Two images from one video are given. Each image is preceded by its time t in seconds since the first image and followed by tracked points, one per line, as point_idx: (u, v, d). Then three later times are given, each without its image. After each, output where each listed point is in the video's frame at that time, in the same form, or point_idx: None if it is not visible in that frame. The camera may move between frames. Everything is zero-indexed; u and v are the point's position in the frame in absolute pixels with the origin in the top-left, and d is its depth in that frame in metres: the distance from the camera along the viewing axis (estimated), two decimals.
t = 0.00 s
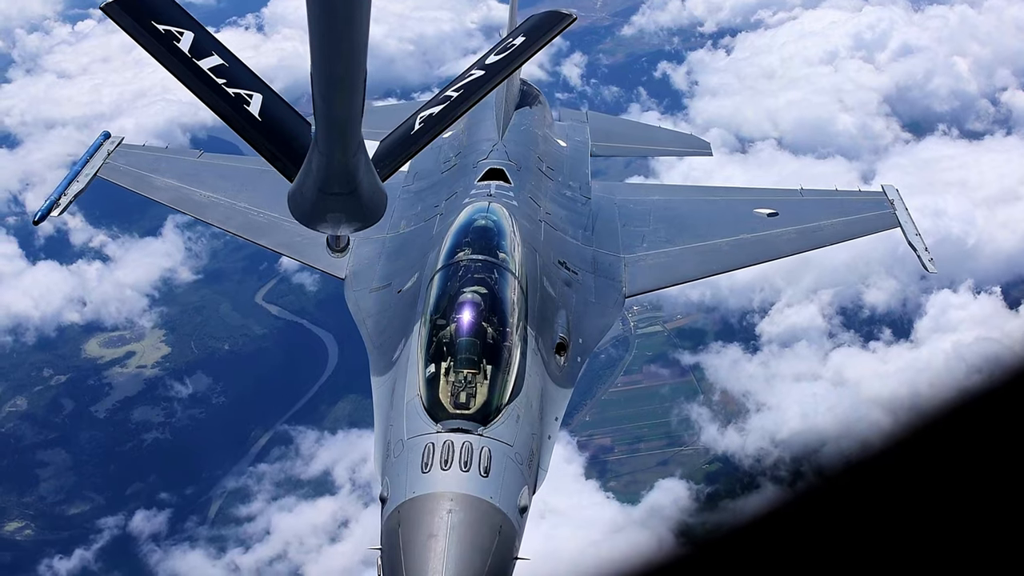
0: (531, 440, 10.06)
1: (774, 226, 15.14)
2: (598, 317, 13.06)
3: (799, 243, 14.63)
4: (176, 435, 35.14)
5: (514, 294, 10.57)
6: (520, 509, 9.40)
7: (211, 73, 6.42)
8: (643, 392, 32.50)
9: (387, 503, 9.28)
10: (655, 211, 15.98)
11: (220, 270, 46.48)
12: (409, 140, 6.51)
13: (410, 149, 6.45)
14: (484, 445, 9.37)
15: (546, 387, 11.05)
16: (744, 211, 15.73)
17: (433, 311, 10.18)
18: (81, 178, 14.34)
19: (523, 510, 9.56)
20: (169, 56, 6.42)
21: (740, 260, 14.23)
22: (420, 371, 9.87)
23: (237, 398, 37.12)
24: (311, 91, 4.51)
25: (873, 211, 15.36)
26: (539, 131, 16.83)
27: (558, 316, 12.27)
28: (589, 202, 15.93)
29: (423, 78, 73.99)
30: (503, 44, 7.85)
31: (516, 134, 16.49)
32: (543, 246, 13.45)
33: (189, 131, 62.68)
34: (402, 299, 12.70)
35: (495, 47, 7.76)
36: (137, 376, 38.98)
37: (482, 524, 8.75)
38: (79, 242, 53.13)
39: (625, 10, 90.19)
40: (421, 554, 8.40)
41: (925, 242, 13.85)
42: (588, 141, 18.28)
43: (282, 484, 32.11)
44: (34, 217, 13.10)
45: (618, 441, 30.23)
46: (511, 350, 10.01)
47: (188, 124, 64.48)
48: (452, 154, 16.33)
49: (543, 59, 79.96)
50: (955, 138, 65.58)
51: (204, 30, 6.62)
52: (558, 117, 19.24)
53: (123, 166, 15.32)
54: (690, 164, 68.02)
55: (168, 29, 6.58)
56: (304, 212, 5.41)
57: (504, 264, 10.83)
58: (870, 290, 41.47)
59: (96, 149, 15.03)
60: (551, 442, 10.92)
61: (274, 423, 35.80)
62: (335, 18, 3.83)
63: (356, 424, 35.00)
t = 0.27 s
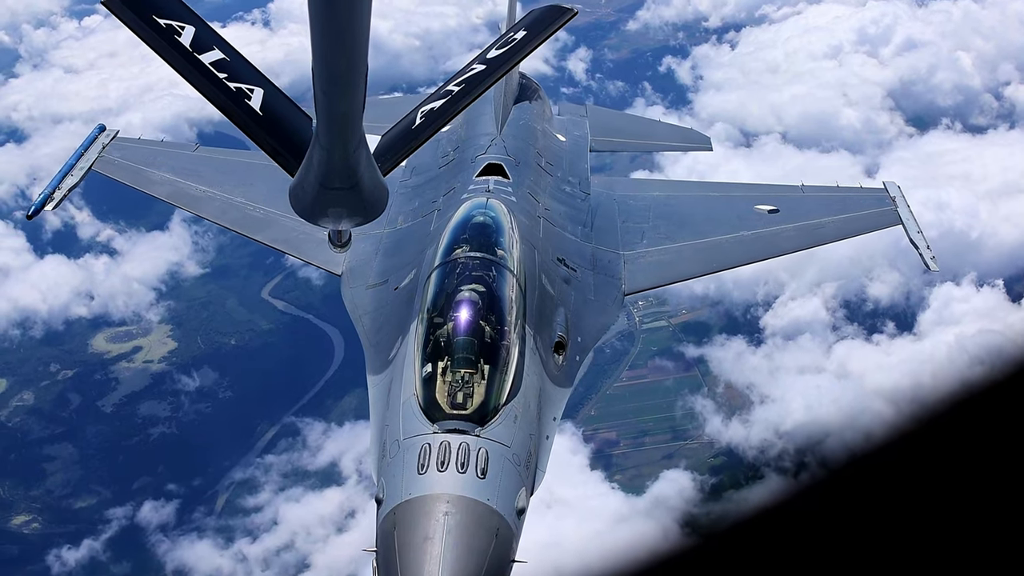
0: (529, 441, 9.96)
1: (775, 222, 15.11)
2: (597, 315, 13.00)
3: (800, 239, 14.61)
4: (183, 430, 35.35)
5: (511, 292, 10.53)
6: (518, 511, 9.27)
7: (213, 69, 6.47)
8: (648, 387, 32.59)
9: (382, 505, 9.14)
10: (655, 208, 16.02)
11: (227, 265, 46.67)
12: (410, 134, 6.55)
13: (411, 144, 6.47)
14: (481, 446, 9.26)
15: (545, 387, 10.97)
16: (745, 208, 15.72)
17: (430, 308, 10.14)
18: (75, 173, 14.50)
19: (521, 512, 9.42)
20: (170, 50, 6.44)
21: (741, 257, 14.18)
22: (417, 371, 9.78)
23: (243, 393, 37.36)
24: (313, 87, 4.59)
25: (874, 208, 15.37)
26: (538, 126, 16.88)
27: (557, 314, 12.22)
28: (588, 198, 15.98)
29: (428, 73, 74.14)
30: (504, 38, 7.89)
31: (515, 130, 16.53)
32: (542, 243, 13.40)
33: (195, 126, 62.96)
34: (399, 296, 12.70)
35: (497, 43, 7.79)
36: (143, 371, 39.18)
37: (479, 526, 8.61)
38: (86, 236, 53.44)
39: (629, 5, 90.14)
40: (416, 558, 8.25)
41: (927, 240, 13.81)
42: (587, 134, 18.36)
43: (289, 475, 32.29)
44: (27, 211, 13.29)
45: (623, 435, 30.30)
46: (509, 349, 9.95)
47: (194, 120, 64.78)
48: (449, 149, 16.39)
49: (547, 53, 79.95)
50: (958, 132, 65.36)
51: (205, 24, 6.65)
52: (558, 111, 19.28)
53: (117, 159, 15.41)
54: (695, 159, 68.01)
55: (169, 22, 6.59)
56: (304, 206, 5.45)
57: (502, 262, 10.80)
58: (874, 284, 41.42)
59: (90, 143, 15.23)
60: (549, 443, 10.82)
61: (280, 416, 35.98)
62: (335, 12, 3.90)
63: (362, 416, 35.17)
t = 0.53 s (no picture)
0: (526, 442, 10.05)
1: (775, 224, 15.11)
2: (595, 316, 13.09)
3: (800, 241, 14.62)
4: (190, 421, 35.66)
5: (510, 291, 10.65)
6: (514, 514, 9.32)
7: (214, 62, 6.42)
8: (655, 380, 32.60)
9: (378, 507, 9.17)
10: (654, 207, 16.08)
11: (234, 259, 46.81)
12: (411, 128, 6.61)
13: (414, 138, 6.55)
14: (479, 447, 9.33)
15: (543, 387, 11.05)
16: (745, 209, 15.77)
17: (428, 307, 10.25)
18: (70, 161, 14.54)
19: (518, 515, 9.47)
20: (171, 43, 6.38)
21: (740, 259, 14.22)
22: (415, 370, 9.87)
23: (249, 385, 37.50)
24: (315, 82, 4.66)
25: (875, 211, 15.39)
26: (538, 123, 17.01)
27: (555, 314, 12.32)
28: (587, 196, 16.08)
29: (436, 68, 74.34)
30: (506, 32, 7.89)
31: (515, 126, 16.65)
32: (540, 242, 13.51)
33: (203, 120, 63.30)
34: (396, 292, 12.80)
35: (498, 37, 7.84)
36: (150, 363, 39.46)
37: (475, 529, 8.66)
38: (95, 228, 53.82)
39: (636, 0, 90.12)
40: (412, 560, 8.29)
41: (928, 245, 13.76)
42: (587, 130, 18.53)
43: (295, 465, 32.43)
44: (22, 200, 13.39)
45: (629, 428, 30.41)
46: (506, 348, 10.06)
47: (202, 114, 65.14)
48: (448, 144, 16.46)
49: (554, 47, 79.97)
50: (963, 127, 65.11)
51: (206, 18, 6.59)
52: (557, 107, 19.37)
53: (112, 148, 15.44)
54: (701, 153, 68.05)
55: (170, 16, 6.53)
56: (306, 201, 5.53)
57: (500, 261, 10.92)
58: (878, 278, 41.41)
59: (85, 132, 15.25)
60: (546, 444, 10.89)
61: (288, 409, 36.12)
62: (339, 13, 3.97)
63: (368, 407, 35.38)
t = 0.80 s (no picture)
0: (522, 451, 10.04)
1: (774, 229, 15.07)
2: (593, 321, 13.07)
3: (799, 246, 14.60)
4: (197, 416, 35.76)
5: (507, 296, 10.65)
6: (510, 523, 9.35)
7: (214, 57, 6.54)
8: (661, 376, 32.63)
9: (372, 514, 9.19)
10: (652, 210, 16.05)
11: (241, 254, 46.97)
12: (410, 123, 6.65)
13: (414, 133, 6.60)
14: (474, 455, 9.34)
15: (540, 394, 11.07)
16: (744, 213, 15.74)
17: (425, 312, 10.22)
18: (65, 158, 14.49)
19: (513, 523, 9.51)
20: (174, 41, 6.54)
21: (738, 264, 14.20)
22: (411, 376, 9.84)
23: (257, 381, 37.79)
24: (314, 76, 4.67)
25: (875, 216, 15.36)
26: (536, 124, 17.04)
27: (552, 319, 12.31)
28: (585, 199, 16.08)
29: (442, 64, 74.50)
30: (506, 27, 7.86)
31: (513, 129, 16.66)
32: (538, 246, 13.50)
33: (212, 117, 63.66)
34: (392, 295, 12.70)
35: (498, 31, 7.84)
36: (158, 358, 39.69)
37: (470, 537, 8.68)
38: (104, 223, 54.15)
39: None
40: (406, 570, 8.30)
41: (928, 252, 13.68)
42: (585, 132, 18.51)
43: (303, 457, 32.73)
44: (14, 198, 13.38)
45: (635, 423, 30.46)
46: (503, 354, 10.05)
47: (209, 110, 65.45)
48: (445, 144, 16.45)
49: (560, 42, 79.88)
50: (969, 122, 64.82)
51: (207, 15, 6.77)
52: (555, 108, 19.34)
53: (108, 145, 15.40)
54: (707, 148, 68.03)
55: (170, 13, 6.70)
56: (306, 196, 5.61)
57: (498, 265, 10.90)
58: (884, 271, 41.31)
59: (80, 129, 15.15)
60: (542, 452, 10.91)
61: (294, 404, 36.14)
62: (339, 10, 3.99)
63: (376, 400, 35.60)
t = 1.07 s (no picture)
0: (514, 462, 10.15)
1: (769, 236, 15.12)
2: (586, 329, 13.14)
3: (793, 254, 14.64)
4: (202, 408, 36.13)
5: (499, 305, 10.73)
6: (501, 535, 9.47)
7: (210, 52, 6.57)
8: (663, 369, 32.73)
9: (364, 526, 9.30)
10: (647, 215, 16.06)
11: (245, 248, 47.21)
12: (407, 119, 6.75)
13: (411, 129, 6.72)
14: (465, 468, 9.45)
15: (532, 404, 11.22)
16: (739, 219, 15.77)
17: (417, 322, 10.30)
18: (59, 163, 14.56)
19: (504, 533, 9.65)
20: (168, 34, 6.55)
21: (732, 272, 14.25)
22: (402, 388, 9.93)
23: (261, 372, 37.99)
24: (312, 72, 4.77)
25: (871, 223, 15.39)
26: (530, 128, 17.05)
27: (545, 328, 12.38)
28: (579, 205, 16.11)
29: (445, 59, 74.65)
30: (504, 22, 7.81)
31: (509, 133, 16.67)
32: (532, 254, 13.57)
33: (216, 111, 63.97)
34: (385, 303, 12.78)
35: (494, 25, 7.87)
36: (162, 351, 39.88)
37: (461, 550, 8.80)
38: (109, 215, 54.38)
39: None
40: None
41: (924, 258, 13.68)
42: (580, 136, 18.44)
43: (308, 446, 32.77)
44: (8, 204, 13.51)
45: (638, 416, 30.50)
46: (495, 365, 10.14)
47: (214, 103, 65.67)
48: (439, 149, 16.52)
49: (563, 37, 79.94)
50: (972, 116, 64.69)
51: (201, 9, 6.76)
52: (550, 112, 19.28)
53: (101, 150, 15.44)
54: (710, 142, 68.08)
55: (167, 7, 6.67)
56: (304, 192, 5.71)
57: (490, 275, 10.98)
58: (885, 265, 41.38)
59: (73, 134, 15.25)
60: (534, 463, 11.04)
61: (298, 396, 36.12)
62: (336, 9, 4.13)
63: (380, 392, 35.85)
